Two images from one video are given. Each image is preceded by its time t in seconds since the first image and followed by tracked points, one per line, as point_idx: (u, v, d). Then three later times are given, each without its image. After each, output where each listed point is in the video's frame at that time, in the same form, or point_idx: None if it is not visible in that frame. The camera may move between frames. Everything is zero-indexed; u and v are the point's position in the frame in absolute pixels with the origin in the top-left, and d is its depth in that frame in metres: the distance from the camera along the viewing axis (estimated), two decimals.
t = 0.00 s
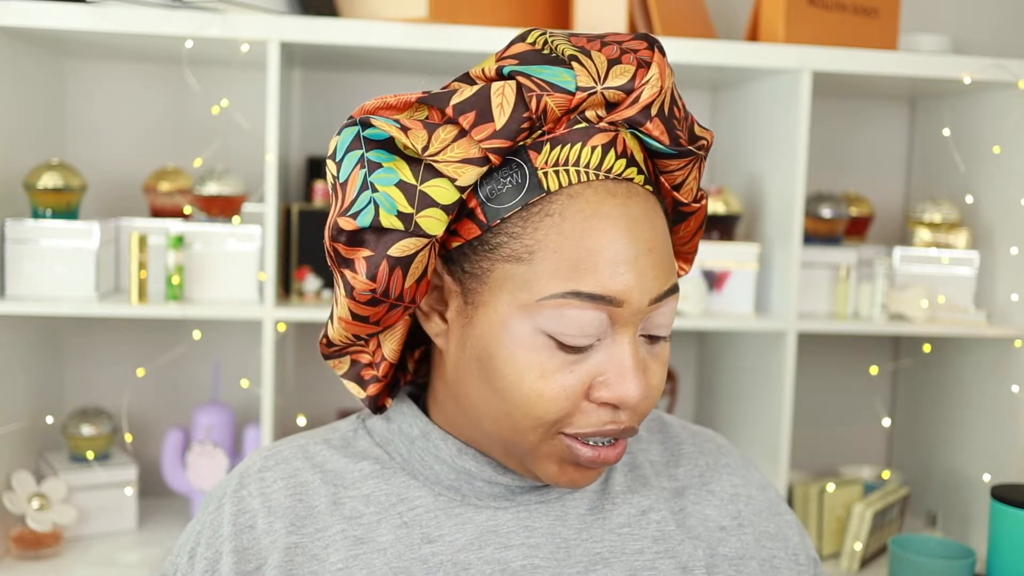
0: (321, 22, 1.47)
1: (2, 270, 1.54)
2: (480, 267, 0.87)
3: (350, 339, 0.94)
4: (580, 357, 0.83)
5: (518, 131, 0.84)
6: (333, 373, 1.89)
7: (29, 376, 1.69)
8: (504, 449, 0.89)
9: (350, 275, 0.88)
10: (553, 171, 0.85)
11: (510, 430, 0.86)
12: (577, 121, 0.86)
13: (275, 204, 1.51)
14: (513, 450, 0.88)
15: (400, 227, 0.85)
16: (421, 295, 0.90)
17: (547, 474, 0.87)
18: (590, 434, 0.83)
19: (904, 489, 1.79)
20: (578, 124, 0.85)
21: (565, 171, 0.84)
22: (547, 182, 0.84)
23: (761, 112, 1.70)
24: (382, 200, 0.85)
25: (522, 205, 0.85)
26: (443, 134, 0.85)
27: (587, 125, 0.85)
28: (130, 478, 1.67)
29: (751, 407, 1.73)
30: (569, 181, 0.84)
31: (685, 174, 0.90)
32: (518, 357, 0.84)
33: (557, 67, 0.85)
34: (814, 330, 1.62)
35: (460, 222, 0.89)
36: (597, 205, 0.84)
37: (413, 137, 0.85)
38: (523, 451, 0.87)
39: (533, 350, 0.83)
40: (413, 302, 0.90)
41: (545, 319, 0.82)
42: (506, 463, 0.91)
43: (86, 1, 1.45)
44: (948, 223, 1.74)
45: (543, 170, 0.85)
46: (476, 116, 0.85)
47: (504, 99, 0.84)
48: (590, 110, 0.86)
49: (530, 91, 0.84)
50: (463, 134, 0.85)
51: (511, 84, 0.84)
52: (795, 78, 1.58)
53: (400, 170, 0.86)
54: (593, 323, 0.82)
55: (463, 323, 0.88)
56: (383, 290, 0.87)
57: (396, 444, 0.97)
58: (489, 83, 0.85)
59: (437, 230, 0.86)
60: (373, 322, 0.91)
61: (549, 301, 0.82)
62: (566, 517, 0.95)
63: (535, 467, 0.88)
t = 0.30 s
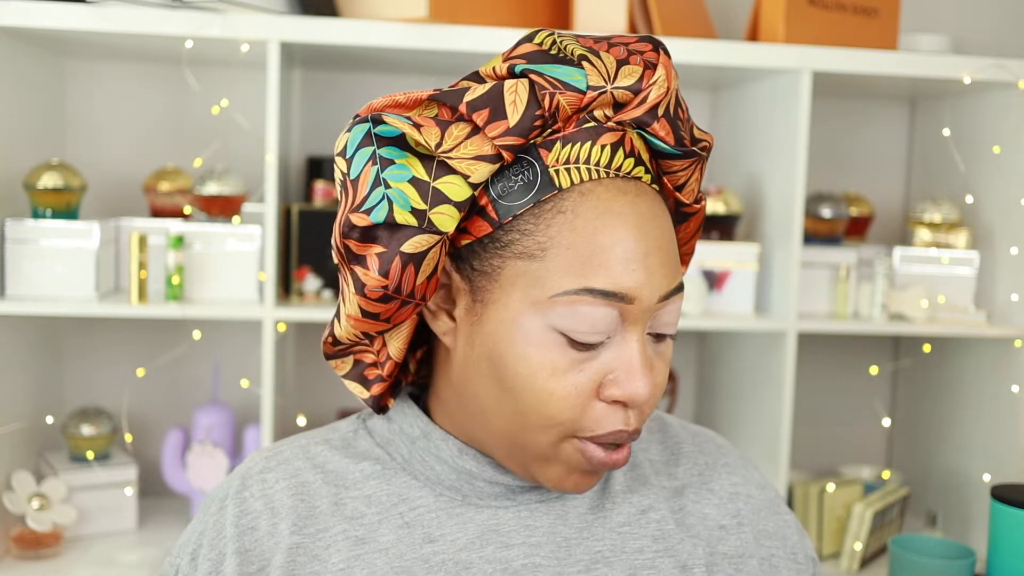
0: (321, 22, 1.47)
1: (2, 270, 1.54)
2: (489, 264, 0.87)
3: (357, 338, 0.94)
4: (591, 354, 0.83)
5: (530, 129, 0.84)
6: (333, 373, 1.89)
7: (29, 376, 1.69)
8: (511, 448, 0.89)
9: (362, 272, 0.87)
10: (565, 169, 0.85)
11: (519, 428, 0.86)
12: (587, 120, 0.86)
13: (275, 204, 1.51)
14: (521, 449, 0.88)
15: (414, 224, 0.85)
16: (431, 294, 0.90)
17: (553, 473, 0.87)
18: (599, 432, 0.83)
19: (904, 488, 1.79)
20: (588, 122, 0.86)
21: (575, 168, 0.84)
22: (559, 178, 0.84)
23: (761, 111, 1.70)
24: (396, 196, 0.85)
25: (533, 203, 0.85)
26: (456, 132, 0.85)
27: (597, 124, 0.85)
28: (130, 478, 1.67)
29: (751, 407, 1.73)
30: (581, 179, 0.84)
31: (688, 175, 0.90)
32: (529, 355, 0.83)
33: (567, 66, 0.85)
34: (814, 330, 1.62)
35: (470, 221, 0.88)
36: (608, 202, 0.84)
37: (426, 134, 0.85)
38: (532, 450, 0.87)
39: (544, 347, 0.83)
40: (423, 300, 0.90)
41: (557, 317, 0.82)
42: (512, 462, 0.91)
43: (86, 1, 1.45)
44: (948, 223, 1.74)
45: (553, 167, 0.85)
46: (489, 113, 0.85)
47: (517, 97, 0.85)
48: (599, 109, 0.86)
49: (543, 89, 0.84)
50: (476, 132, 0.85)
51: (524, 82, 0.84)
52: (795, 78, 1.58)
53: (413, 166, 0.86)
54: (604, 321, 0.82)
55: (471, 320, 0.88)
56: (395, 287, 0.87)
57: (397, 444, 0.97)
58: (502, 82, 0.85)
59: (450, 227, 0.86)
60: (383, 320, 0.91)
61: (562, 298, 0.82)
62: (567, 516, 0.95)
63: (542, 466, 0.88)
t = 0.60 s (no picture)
0: (321, 22, 1.47)
1: (2, 270, 1.54)
2: (490, 261, 0.87)
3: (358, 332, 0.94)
4: (589, 353, 0.83)
5: (532, 127, 0.84)
6: (333, 373, 1.89)
7: (28, 376, 1.69)
8: (509, 446, 0.89)
9: (363, 266, 0.87)
10: (566, 168, 0.84)
11: (515, 426, 0.86)
12: (589, 120, 0.86)
13: (275, 204, 1.51)
14: (517, 447, 0.88)
15: (414, 219, 0.85)
16: (431, 289, 0.90)
17: (549, 472, 0.87)
18: (595, 430, 0.83)
19: (904, 488, 1.79)
20: (590, 122, 0.86)
21: (577, 167, 0.84)
22: (561, 177, 0.84)
23: (762, 111, 1.70)
24: (397, 191, 0.85)
25: (534, 200, 0.85)
26: (459, 129, 0.85)
27: (599, 124, 0.85)
28: (130, 478, 1.67)
29: (751, 407, 1.73)
30: (583, 177, 0.84)
31: (691, 177, 0.90)
32: (527, 352, 0.83)
33: (571, 66, 0.85)
34: (814, 330, 1.62)
35: (471, 218, 0.88)
36: (608, 201, 0.84)
37: (429, 130, 0.84)
38: (528, 448, 0.87)
39: (542, 344, 0.83)
40: (423, 295, 0.90)
41: (556, 314, 0.83)
42: (510, 462, 0.91)
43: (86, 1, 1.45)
44: (948, 223, 1.74)
45: (555, 166, 0.85)
46: (492, 111, 0.84)
47: (520, 94, 0.84)
48: (602, 109, 0.86)
49: (546, 88, 0.84)
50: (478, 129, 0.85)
51: (527, 81, 0.84)
52: (795, 78, 1.58)
53: (416, 162, 0.86)
54: (603, 319, 0.82)
55: (471, 318, 0.88)
56: (395, 281, 0.87)
57: (401, 443, 0.97)
58: (505, 79, 0.85)
59: (451, 224, 0.86)
60: (383, 315, 0.91)
61: (561, 296, 0.82)
62: (569, 516, 0.95)
63: (538, 465, 0.88)
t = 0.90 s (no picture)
0: (321, 22, 1.47)
1: (2, 270, 1.54)
2: (484, 258, 0.87)
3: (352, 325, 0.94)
4: (579, 350, 0.83)
5: (527, 124, 0.84)
6: (333, 373, 1.89)
7: (28, 376, 1.69)
8: (501, 443, 0.89)
9: (356, 259, 0.87)
10: (560, 165, 0.85)
11: (506, 423, 0.86)
12: (585, 119, 0.86)
13: (275, 204, 1.51)
14: (509, 444, 0.88)
15: (407, 213, 0.85)
16: (424, 284, 0.90)
17: (541, 469, 0.87)
18: (585, 427, 0.83)
19: (904, 489, 1.79)
20: (586, 121, 0.86)
21: (572, 165, 0.85)
22: (555, 175, 0.85)
23: (761, 111, 1.70)
24: (391, 185, 0.85)
25: (527, 197, 0.85)
26: (454, 125, 0.85)
27: (594, 123, 0.86)
28: (131, 478, 1.67)
29: (751, 407, 1.73)
30: (577, 175, 0.85)
31: (689, 177, 0.91)
32: (517, 348, 0.83)
33: (568, 65, 0.86)
34: (814, 330, 1.62)
35: (466, 213, 0.89)
36: (602, 199, 0.84)
37: (423, 126, 0.84)
38: (520, 445, 0.87)
39: (532, 341, 0.83)
40: (417, 289, 0.90)
41: (547, 311, 0.82)
42: (504, 459, 0.91)
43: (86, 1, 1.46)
44: (948, 223, 1.74)
45: (550, 164, 0.85)
46: (486, 107, 0.84)
47: (514, 92, 0.84)
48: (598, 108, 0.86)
49: (541, 85, 0.84)
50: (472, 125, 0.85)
51: (523, 78, 0.84)
52: (795, 78, 1.58)
53: (410, 157, 0.86)
54: (594, 316, 0.82)
55: (465, 314, 0.88)
56: (388, 275, 0.87)
57: (400, 442, 0.97)
58: (501, 76, 0.85)
59: (443, 219, 0.86)
60: (377, 308, 0.91)
61: (553, 293, 0.82)
62: (567, 514, 0.95)
63: (530, 462, 0.88)
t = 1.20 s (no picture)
0: (321, 22, 1.47)
1: (2, 270, 1.54)
2: (489, 256, 0.87)
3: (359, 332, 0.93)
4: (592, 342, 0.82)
5: (528, 120, 0.85)
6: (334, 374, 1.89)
7: (28, 376, 1.69)
8: (515, 440, 0.87)
9: (363, 265, 0.87)
10: (562, 160, 0.85)
11: (521, 419, 0.84)
12: (583, 113, 0.87)
13: (275, 204, 1.51)
14: (522, 441, 0.86)
15: (413, 215, 0.85)
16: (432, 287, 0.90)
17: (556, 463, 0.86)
18: (601, 420, 0.82)
19: (904, 488, 1.79)
20: (584, 115, 0.87)
21: (574, 159, 0.85)
22: (557, 169, 0.85)
23: (761, 111, 1.70)
24: (396, 188, 0.84)
25: (532, 193, 0.85)
26: (455, 124, 0.86)
27: (593, 117, 0.87)
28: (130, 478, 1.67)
29: (751, 407, 1.73)
30: (580, 169, 0.85)
31: (684, 168, 0.92)
32: (529, 342, 0.82)
33: (563, 60, 0.87)
34: (814, 330, 1.62)
35: (470, 213, 0.88)
36: (606, 191, 0.84)
37: (425, 127, 0.84)
38: (535, 440, 0.85)
39: (545, 335, 0.82)
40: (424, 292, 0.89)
41: (558, 303, 0.81)
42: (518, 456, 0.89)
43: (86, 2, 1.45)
44: (948, 223, 1.74)
45: (552, 159, 0.85)
46: (487, 105, 0.85)
47: (514, 88, 0.86)
48: (595, 102, 0.87)
49: (539, 81, 0.85)
50: (473, 124, 0.86)
51: (521, 75, 0.85)
52: (795, 78, 1.58)
53: (412, 159, 0.85)
54: (605, 307, 0.81)
55: (473, 313, 0.88)
56: (396, 278, 0.87)
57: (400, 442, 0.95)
58: (499, 74, 0.86)
59: (450, 218, 0.86)
60: (385, 313, 0.90)
61: (563, 286, 0.81)
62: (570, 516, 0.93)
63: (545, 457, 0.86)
